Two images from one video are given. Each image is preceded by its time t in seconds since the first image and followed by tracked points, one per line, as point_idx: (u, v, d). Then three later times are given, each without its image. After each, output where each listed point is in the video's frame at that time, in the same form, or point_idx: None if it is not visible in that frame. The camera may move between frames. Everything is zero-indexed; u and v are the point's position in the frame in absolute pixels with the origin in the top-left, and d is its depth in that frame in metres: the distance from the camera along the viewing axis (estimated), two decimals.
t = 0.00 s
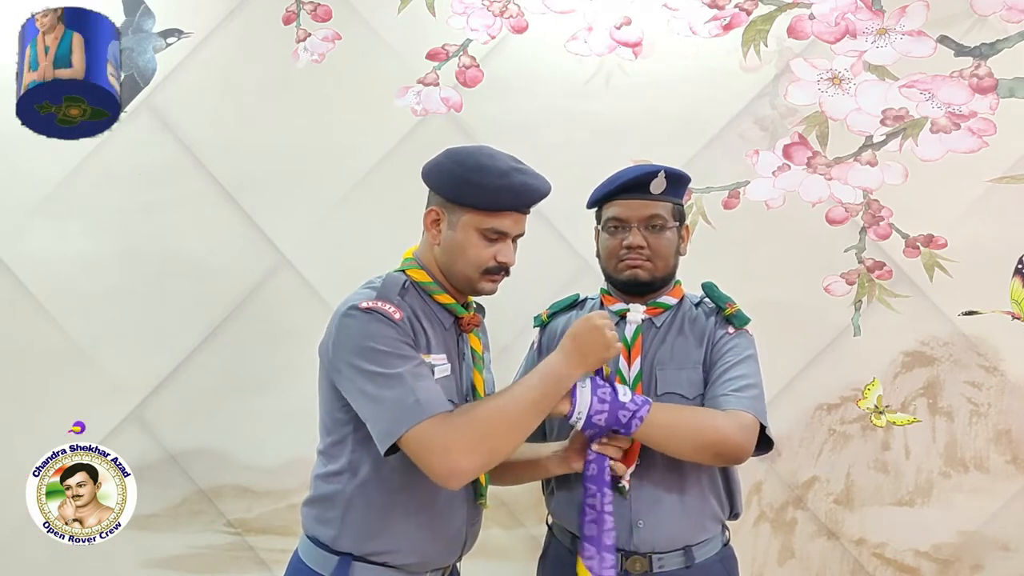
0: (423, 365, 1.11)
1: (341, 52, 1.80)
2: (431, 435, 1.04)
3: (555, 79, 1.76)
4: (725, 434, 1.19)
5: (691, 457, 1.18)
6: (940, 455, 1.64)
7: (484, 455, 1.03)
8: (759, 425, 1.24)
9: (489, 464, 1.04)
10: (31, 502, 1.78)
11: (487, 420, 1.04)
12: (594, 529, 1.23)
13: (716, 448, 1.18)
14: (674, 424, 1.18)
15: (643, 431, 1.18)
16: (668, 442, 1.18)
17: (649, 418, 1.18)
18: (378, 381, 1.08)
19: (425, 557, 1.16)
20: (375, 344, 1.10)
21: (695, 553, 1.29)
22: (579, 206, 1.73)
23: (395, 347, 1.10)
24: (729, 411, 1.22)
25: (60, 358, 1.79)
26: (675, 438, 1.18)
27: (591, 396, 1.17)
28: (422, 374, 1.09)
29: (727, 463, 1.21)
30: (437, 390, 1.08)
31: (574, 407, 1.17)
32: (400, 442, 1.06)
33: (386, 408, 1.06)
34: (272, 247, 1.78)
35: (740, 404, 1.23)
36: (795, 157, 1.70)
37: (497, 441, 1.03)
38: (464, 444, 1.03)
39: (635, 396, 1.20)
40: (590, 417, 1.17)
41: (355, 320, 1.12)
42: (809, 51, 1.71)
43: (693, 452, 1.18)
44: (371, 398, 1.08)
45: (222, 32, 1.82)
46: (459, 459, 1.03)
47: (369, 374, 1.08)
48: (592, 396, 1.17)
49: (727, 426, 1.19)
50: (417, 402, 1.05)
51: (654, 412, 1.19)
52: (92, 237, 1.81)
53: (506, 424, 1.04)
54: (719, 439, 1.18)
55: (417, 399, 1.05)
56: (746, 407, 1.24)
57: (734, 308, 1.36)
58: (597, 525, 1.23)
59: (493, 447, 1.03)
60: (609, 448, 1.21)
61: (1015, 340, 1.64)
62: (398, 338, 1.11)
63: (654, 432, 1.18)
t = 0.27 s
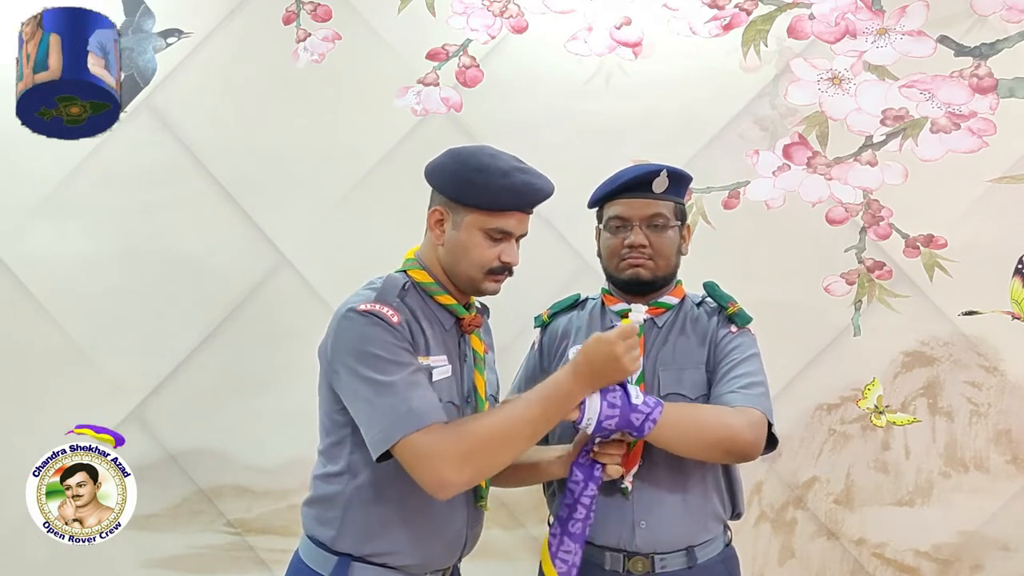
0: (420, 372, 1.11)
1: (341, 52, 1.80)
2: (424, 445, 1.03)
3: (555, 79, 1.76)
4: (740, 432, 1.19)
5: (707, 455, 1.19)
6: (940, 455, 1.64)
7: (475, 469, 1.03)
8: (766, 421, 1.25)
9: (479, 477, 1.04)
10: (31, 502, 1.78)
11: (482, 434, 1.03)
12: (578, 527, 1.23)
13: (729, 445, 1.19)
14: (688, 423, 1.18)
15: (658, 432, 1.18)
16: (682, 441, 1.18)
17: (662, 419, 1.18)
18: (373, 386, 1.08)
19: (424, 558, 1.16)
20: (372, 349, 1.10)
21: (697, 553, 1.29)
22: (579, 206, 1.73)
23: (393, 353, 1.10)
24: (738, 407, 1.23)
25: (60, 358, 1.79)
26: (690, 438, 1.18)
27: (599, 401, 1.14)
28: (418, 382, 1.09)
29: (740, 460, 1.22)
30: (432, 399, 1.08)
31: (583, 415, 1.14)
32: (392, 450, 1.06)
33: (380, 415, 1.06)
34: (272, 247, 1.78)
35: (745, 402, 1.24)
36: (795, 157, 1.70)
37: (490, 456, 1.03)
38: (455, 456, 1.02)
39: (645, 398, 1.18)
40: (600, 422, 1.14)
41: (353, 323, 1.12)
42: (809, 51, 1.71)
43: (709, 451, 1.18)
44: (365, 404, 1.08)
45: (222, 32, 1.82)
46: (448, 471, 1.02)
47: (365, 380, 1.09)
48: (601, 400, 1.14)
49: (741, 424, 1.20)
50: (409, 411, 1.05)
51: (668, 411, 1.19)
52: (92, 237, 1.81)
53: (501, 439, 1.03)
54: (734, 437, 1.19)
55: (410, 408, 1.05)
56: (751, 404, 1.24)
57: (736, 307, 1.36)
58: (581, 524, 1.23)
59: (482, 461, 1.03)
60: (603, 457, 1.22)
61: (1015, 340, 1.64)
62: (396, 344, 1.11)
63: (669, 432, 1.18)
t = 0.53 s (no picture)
0: (423, 375, 1.11)
1: (341, 52, 1.80)
2: (425, 451, 1.03)
3: (555, 79, 1.76)
4: (755, 427, 1.19)
5: (722, 453, 1.19)
6: (940, 455, 1.64)
7: (475, 476, 1.03)
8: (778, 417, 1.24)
9: (479, 484, 1.04)
10: (31, 502, 1.78)
11: (484, 442, 1.03)
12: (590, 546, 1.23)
13: (742, 442, 1.19)
14: (701, 422, 1.19)
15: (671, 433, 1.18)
16: (697, 441, 1.18)
17: (675, 422, 1.18)
18: (376, 388, 1.08)
19: (426, 559, 1.16)
20: (376, 351, 1.09)
21: (701, 554, 1.29)
22: (579, 206, 1.73)
23: (397, 355, 1.10)
24: (750, 403, 1.22)
25: (60, 358, 1.79)
26: (704, 436, 1.18)
27: (609, 407, 1.15)
28: (421, 385, 1.09)
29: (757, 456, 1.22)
30: (434, 403, 1.08)
31: (594, 420, 1.14)
32: (393, 452, 1.06)
33: (382, 418, 1.06)
34: (273, 247, 1.78)
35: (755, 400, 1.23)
36: (795, 157, 1.70)
37: (491, 464, 1.03)
38: (456, 464, 1.02)
39: (657, 402, 1.19)
40: (611, 427, 1.14)
41: (358, 323, 1.12)
42: (809, 51, 1.71)
43: (724, 448, 1.18)
44: (367, 406, 1.08)
45: (222, 32, 1.82)
46: (448, 478, 1.03)
47: (368, 382, 1.09)
48: (611, 406, 1.15)
49: (755, 419, 1.20)
50: (410, 416, 1.05)
51: (680, 413, 1.19)
52: (92, 237, 1.81)
53: (502, 448, 1.03)
54: (749, 432, 1.19)
55: (411, 412, 1.05)
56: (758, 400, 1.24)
57: (739, 306, 1.36)
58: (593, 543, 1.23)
59: (482, 468, 1.03)
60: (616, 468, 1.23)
61: (1015, 340, 1.64)
62: (400, 346, 1.11)
63: (683, 433, 1.18)
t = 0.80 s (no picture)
0: (427, 374, 1.10)
1: (341, 52, 1.80)
2: (428, 450, 1.03)
3: (555, 79, 1.76)
4: (761, 426, 1.19)
5: (729, 454, 1.19)
6: (940, 455, 1.64)
7: (479, 475, 1.03)
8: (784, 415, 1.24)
9: (482, 483, 1.04)
10: (31, 502, 1.78)
11: (487, 441, 1.03)
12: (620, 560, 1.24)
13: (748, 443, 1.19)
14: (706, 423, 1.19)
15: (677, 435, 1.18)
16: (702, 443, 1.18)
17: (681, 422, 1.19)
18: (380, 387, 1.08)
19: (429, 560, 1.16)
20: (381, 349, 1.09)
21: (705, 554, 1.29)
22: (579, 206, 1.73)
23: (401, 354, 1.10)
24: (755, 402, 1.22)
25: (60, 358, 1.79)
26: (710, 437, 1.18)
27: (615, 408, 1.17)
28: (425, 384, 1.09)
29: (766, 454, 1.21)
30: (438, 402, 1.08)
31: (600, 420, 1.16)
32: (396, 451, 1.06)
33: (386, 416, 1.06)
34: (273, 247, 1.78)
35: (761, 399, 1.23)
36: (795, 157, 1.70)
37: (495, 462, 1.03)
38: (459, 463, 1.02)
39: (662, 403, 1.20)
40: (617, 428, 1.16)
41: (363, 322, 1.12)
42: (809, 51, 1.71)
43: (731, 449, 1.18)
44: (371, 404, 1.08)
45: (221, 32, 1.82)
46: (452, 477, 1.02)
47: (372, 380, 1.09)
48: (617, 407, 1.17)
49: (761, 418, 1.20)
50: (414, 415, 1.05)
51: (685, 414, 1.20)
52: (92, 237, 1.81)
53: (506, 446, 1.03)
54: (755, 432, 1.19)
55: (415, 411, 1.05)
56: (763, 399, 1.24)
57: (741, 305, 1.36)
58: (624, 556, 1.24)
59: (485, 466, 1.03)
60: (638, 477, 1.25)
61: (1015, 340, 1.64)
62: (405, 345, 1.11)
63: (688, 435, 1.18)
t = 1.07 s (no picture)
0: (426, 369, 1.11)
1: (341, 52, 1.80)
2: (429, 442, 1.03)
3: (555, 79, 1.76)
4: (761, 431, 1.19)
5: (729, 458, 1.19)
6: (940, 455, 1.64)
7: (480, 467, 1.03)
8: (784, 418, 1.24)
9: (484, 476, 1.04)
10: (31, 502, 1.78)
11: (488, 432, 1.03)
12: (645, 566, 1.23)
13: (750, 444, 1.19)
14: (706, 428, 1.19)
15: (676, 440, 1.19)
16: (703, 448, 1.18)
17: (681, 426, 1.19)
18: (380, 382, 1.08)
19: (430, 559, 1.16)
20: (379, 345, 1.09)
21: (706, 555, 1.29)
22: (580, 206, 1.73)
23: (400, 350, 1.10)
24: (756, 405, 1.22)
25: (60, 358, 1.79)
26: (711, 442, 1.18)
27: (613, 412, 1.18)
28: (424, 378, 1.09)
29: (766, 458, 1.21)
30: (437, 396, 1.08)
31: (599, 425, 1.17)
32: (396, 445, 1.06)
33: (386, 411, 1.06)
34: (273, 247, 1.78)
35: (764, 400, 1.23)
36: (795, 157, 1.70)
37: (496, 453, 1.03)
38: (461, 454, 1.02)
39: (660, 408, 1.21)
40: (617, 432, 1.17)
41: (361, 319, 1.12)
42: (809, 51, 1.71)
43: (731, 453, 1.18)
44: (370, 399, 1.08)
45: (222, 32, 1.82)
46: (453, 469, 1.03)
47: (371, 375, 1.09)
48: (616, 412, 1.18)
49: (762, 422, 1.20)
50: (414, 408, 1.05)
51: (684, 419, 1.20)
52: (92, 237, 1.81)
53: (507, 437, 1.03)
54: (755, 436, 1.19)
55: (414, 405, 1.05)
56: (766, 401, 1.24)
57: (744, 306, 1.36)
58: (648, 561, 1.23)
59: (488, 458, 1.03)
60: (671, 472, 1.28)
61: (1015, 340, 1.64)
62: (403, 340, 1.11)
63: (689, 441, 1.18)
